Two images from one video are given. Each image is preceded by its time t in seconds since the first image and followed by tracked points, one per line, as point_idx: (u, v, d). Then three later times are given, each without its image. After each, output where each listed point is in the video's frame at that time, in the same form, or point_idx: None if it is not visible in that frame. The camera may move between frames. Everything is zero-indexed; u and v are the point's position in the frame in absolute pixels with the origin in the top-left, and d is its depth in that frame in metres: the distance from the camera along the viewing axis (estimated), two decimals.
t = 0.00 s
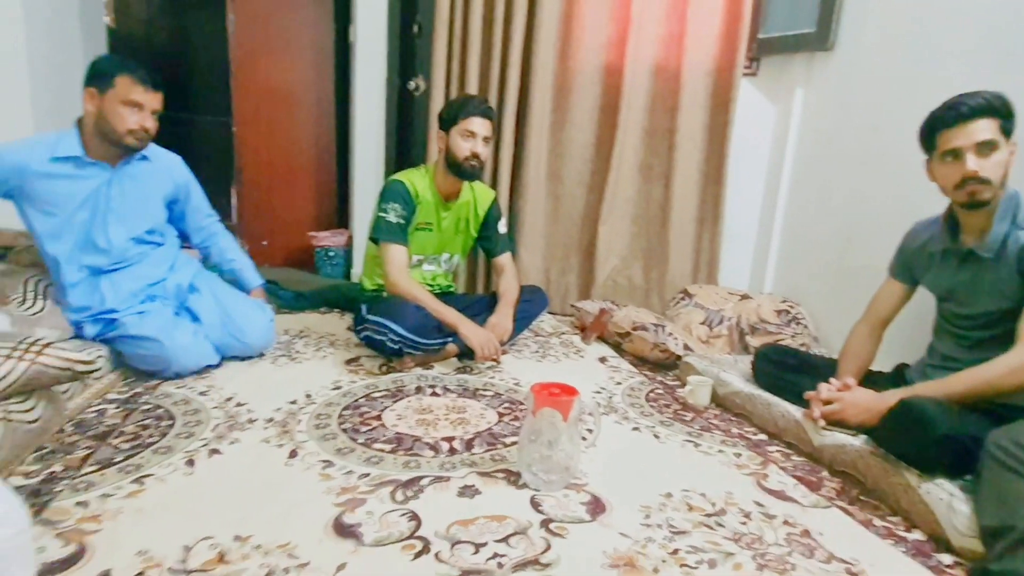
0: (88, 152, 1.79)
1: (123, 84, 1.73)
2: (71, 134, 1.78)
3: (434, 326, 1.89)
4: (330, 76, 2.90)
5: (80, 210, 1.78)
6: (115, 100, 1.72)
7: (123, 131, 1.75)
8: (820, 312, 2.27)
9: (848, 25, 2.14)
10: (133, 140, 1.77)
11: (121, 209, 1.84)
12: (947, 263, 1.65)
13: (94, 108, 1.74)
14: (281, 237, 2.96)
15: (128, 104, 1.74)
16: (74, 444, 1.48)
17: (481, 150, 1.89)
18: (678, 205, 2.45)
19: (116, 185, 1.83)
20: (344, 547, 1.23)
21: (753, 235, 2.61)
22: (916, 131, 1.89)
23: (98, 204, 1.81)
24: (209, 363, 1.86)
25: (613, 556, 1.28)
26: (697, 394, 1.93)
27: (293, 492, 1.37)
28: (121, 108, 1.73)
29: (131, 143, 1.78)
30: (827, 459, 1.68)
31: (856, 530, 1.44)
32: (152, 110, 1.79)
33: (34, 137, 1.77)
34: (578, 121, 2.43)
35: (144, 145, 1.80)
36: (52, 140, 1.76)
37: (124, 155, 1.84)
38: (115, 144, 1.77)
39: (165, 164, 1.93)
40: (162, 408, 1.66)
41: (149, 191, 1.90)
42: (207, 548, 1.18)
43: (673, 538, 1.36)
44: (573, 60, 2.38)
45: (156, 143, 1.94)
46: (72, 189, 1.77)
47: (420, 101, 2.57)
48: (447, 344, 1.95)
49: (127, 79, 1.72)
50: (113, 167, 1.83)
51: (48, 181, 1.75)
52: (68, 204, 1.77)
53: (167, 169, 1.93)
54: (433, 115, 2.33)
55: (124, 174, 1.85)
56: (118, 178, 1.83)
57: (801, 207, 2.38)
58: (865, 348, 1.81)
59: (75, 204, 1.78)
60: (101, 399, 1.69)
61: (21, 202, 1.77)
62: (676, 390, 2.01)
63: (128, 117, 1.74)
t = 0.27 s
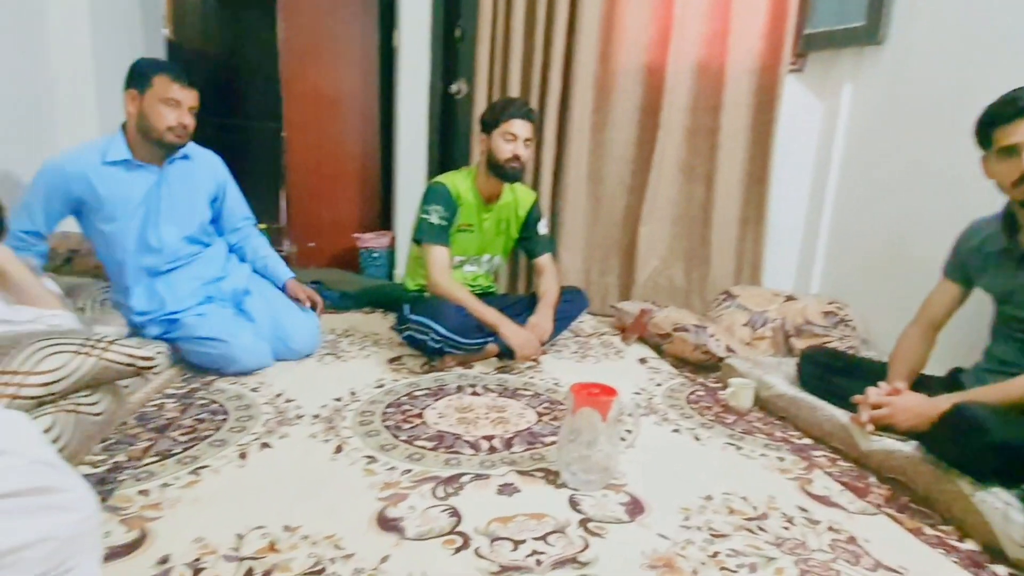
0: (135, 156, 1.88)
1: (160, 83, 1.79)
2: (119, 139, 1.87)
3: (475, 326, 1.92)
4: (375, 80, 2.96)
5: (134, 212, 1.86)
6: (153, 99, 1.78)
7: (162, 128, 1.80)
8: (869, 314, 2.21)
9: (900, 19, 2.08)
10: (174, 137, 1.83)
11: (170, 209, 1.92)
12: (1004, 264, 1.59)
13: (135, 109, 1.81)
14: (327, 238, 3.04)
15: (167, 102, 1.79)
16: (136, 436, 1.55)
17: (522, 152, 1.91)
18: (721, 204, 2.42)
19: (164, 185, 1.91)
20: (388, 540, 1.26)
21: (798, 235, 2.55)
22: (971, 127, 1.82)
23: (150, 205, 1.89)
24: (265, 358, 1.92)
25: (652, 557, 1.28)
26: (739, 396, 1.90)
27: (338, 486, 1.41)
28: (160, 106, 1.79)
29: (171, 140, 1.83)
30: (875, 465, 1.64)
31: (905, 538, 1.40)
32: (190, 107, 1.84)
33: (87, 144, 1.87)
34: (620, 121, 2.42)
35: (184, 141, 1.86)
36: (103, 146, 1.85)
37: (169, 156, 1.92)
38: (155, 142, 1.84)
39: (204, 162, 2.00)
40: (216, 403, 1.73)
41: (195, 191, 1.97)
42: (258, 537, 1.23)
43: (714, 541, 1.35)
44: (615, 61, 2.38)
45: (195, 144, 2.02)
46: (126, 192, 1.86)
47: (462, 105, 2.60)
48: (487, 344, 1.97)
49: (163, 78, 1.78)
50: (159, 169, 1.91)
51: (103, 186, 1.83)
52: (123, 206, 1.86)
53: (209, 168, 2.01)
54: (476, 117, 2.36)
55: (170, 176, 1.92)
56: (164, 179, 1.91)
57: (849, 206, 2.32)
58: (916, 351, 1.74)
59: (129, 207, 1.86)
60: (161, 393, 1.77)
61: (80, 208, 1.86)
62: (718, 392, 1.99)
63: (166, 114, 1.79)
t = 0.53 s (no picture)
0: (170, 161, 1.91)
1: (186, 88, 1.82)
2: (155, 144, 1.90)
3: (505, 327, 1.93)
4: (409, 84, 3.00)
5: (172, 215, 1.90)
6: (182, 104, 1.83)
7: (191, 132, 1.84)
8: (909, 316, 2.16)
9: (941, 12, 2.02)
10: (202, 140, 1.87)
11: (205, 212, 1.96)
12: None
13: (165, 115, 1.85)
14: (362, 240, 3.09)
15: (194, 106, 1.83)
16: (178, 432, 1.61)
17: (552, 154, 1.91)
18: (755, 204, 2.39)
19: (199, 189, 1.95)
20: (417, 537, 1.28)
21: (834, 235, 2.50)
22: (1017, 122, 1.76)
23: (186, 209, 1.93)
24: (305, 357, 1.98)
25: (680, 561, 1.27)
26: (772, 400, 1.87)
27: (370, 484, 1.45)
28: (187, 111, 1.83)
29: (201, 144, 1.87)
30: (913, 471, 1.60)
31: (943, 546, 1.37)
32: (217, 110, 1.88)
33: (123, 150, 1.90)
34: (651, 121, 2.41)
35: (213, 145, 1.90)
36: (139, 151, 1.88)
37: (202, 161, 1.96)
38: (185, 146, 1.88)
39: (235, 166, 2.04)
40: (254, 401, 1.78)
41: (227, 194, 2.01)
42: (293, 533, 1.27)
43: (743, 546, 1.33)
44: (646, 61, 2.37)
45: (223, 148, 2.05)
46: (164, 196, 1.89)
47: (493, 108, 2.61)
48: (517, 345, 1.99)
49: (190, 84, 1.81)
50: (193, 174, 1.95)
51: (142, 190, 1.87)
52: (161, 210, 1.90)
53: (239, 171, 2.05)
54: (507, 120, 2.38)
55: (204, 179, 1.96)
56: (199, 183, 1.95)
57: (888, 205, 2.26)
58: (958, 354, 1.69)
59: (168, 210, 1.90)
60: (202, 391, 1.83)
61: (118, 213, 1.90)
62: (750, 395, 1.97)
63: (194, 118, 1.83)
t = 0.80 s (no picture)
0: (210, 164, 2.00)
1: (230, 96, 1.91)
2: (197, 149, 1.99)
3: (520, 327, 1.94)
4: (425, 85, 3.02)
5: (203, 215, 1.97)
6: (225, 111, 1.91)
7: (232, 138, 1.92)
8: (931, 315, 2.12)
9: (963, 5, 1.98)
10: (243, 145, 1.94)
11: (238, 216, 2.03)
12: None
13: (209, 122, 1.94)
14: (379, 240, 3.11)
15: (236, 113, 1.91)
16: (198, 430, 1.64)
17: (567, 154, 1.92)
18: (772, 203, 2.36)
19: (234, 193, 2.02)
20: (430, 535, 1.30)
21: (854, 233, 2.47)
22: None
23: (219, 210, 1.99)
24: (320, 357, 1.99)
25: (692, 561, 1.27)
26: (789, 400, 1.85)
27: (384, 481, 1.46)
28: (230, 117, 1.91)
29: (241, 149, 1.95)
30: (933, 473, 1.58)
31: (964, 549, 1.35)
32: (258, 116, 1.95)
33: (166, 153, 1.99)
34: (667, 119, 2.40)
35: (254, 151, 1.97)
36: (181, 154, 1.97)
37: (240, 167, 2.03)
38: (226, 151, 1.95)
39: (273, 174, 2.11)
40: (272, 399, 1.81)
41: (262, 200, 2.08)
42: (308, 529, 1.29)
43: (757, 547, 1.33)
44: (661, 59, 2.36)
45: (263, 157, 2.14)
46: (198, 197, 1.97)
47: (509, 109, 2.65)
48: (532, 345, 2.00)
49: (233, 92, 1.90)
50: (230, 179, 2.02)
51: (178, 190, 1.95)
52: (194, 210, 1.97)
53: (276, 181, 2.12)
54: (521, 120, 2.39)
55: (240, 184, 2.03)
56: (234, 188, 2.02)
57: (909, 202, 2.22)
58: (980, 354, 1.66)
59: (200, 210, 1.97)
60: (221, 389, 1.86)
61: (154, 211, 1.97)
62: (767, 395, 1.95)
63: (236, 124, 1.91)
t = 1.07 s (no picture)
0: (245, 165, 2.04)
1: (263, 97, 1.94)
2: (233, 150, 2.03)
3: (530, 327, 1.95)
4: (436, 86, 3.04)
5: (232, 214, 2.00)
6: (259, 113, 1.94)
7: (264, 139, 1.95)
8: (946, 315, 2.09)
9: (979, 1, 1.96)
10: (275, 146, 1.97)
11: (267, 217, 2.06)
12: None
13: (243, 123, 1.98)
14: (392, 241, 3.13)
15: (268, 114, 1.94)
16: (212, 428, 1.66)
17: (577, 154, 1.92)
18: (784, 202, 2.35)
19: (265, 195, 2.05)
20: (439, 533, 1.31)
21: (867, 233, 2.45)
22: None
23: (248, 210, 2.03)
24: (327, 359, 2.00)
25: (701, 561, 1.27)
26: (801, 400, 1.84)
27: (394, 480, 1.47)
28: (263, 118, 1.94)
29: (273, 149, 1.98)
30: (947, 475, 1.56)
31: (978, 552, 1.33)
32: (291, 118, 1.98)
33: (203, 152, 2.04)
34: (678, 119, 2.39)
35: (285, 151, 2.00)
36: (218, 153, 2.01)
37: (273, 169, 2.07)
38: (260, 152, 1.99)
39: (306, 180, 2.15)
40: (285, 398, 1.83)
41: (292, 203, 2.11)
42: (319, 526, 1.30)
43: (766, 548, 1.32)
44: (672, 58, 2.35)
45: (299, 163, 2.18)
46: (228, 195, 2.00)
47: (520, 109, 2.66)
48: (542, 345, 2.00)
49: (266, 93, 1.93)
50: (263, 180, 2.06)
51: (211, 186, 1.99)
52: (223, 208, 2.00)
53: (308, 186, 2.16)
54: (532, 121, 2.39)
55: (272, 187, 2.07)
56: (265, 190, 2.05)
57: (924, 201, 2.20)
58: (995, 355, 1.63)
59: (229, 209, 2.01)
60: (235, 388, 1.88)
61: (185, 206, 2.02)
62: (778, 396, 1.94)
63: (268, 125, 1.94)
